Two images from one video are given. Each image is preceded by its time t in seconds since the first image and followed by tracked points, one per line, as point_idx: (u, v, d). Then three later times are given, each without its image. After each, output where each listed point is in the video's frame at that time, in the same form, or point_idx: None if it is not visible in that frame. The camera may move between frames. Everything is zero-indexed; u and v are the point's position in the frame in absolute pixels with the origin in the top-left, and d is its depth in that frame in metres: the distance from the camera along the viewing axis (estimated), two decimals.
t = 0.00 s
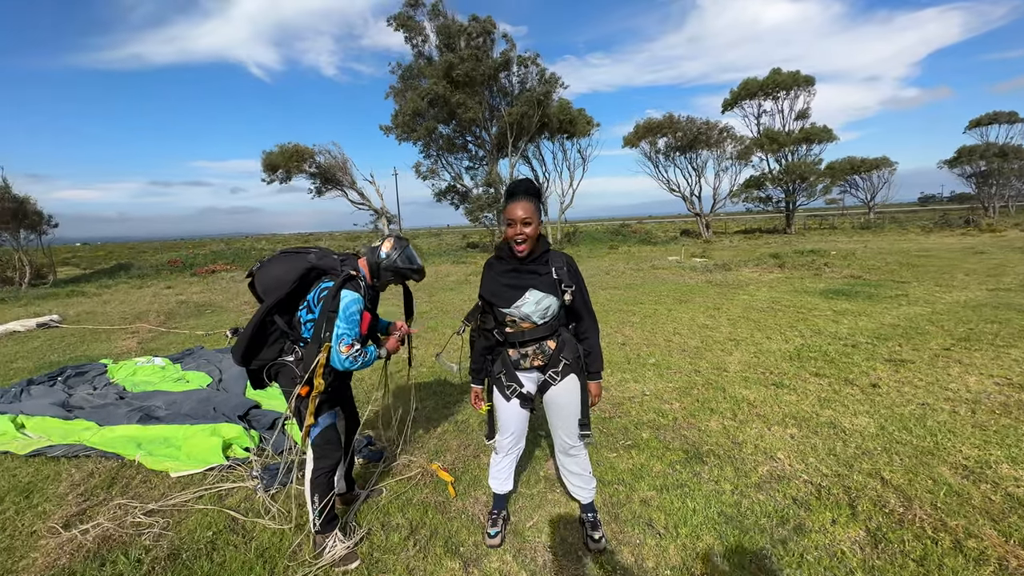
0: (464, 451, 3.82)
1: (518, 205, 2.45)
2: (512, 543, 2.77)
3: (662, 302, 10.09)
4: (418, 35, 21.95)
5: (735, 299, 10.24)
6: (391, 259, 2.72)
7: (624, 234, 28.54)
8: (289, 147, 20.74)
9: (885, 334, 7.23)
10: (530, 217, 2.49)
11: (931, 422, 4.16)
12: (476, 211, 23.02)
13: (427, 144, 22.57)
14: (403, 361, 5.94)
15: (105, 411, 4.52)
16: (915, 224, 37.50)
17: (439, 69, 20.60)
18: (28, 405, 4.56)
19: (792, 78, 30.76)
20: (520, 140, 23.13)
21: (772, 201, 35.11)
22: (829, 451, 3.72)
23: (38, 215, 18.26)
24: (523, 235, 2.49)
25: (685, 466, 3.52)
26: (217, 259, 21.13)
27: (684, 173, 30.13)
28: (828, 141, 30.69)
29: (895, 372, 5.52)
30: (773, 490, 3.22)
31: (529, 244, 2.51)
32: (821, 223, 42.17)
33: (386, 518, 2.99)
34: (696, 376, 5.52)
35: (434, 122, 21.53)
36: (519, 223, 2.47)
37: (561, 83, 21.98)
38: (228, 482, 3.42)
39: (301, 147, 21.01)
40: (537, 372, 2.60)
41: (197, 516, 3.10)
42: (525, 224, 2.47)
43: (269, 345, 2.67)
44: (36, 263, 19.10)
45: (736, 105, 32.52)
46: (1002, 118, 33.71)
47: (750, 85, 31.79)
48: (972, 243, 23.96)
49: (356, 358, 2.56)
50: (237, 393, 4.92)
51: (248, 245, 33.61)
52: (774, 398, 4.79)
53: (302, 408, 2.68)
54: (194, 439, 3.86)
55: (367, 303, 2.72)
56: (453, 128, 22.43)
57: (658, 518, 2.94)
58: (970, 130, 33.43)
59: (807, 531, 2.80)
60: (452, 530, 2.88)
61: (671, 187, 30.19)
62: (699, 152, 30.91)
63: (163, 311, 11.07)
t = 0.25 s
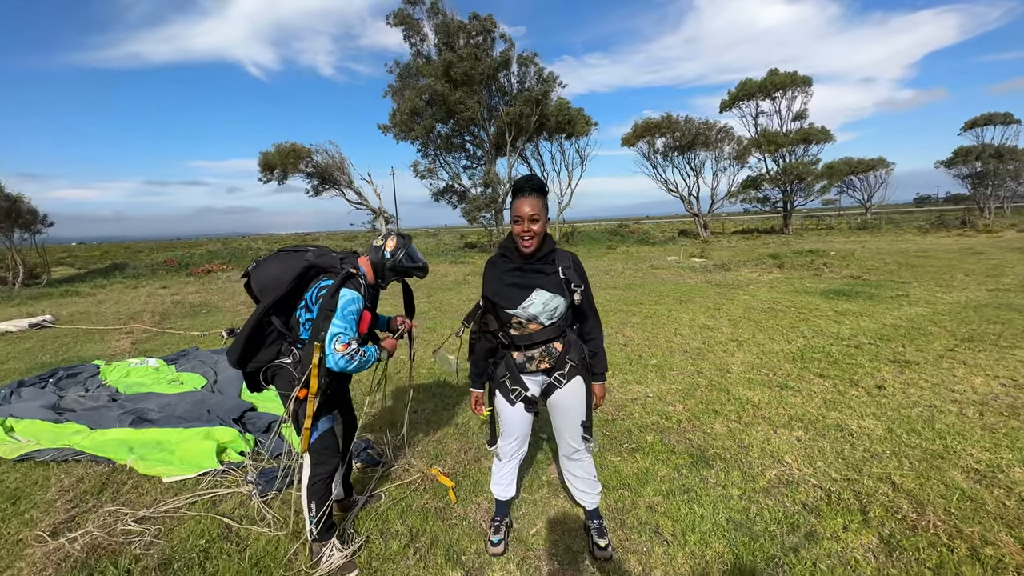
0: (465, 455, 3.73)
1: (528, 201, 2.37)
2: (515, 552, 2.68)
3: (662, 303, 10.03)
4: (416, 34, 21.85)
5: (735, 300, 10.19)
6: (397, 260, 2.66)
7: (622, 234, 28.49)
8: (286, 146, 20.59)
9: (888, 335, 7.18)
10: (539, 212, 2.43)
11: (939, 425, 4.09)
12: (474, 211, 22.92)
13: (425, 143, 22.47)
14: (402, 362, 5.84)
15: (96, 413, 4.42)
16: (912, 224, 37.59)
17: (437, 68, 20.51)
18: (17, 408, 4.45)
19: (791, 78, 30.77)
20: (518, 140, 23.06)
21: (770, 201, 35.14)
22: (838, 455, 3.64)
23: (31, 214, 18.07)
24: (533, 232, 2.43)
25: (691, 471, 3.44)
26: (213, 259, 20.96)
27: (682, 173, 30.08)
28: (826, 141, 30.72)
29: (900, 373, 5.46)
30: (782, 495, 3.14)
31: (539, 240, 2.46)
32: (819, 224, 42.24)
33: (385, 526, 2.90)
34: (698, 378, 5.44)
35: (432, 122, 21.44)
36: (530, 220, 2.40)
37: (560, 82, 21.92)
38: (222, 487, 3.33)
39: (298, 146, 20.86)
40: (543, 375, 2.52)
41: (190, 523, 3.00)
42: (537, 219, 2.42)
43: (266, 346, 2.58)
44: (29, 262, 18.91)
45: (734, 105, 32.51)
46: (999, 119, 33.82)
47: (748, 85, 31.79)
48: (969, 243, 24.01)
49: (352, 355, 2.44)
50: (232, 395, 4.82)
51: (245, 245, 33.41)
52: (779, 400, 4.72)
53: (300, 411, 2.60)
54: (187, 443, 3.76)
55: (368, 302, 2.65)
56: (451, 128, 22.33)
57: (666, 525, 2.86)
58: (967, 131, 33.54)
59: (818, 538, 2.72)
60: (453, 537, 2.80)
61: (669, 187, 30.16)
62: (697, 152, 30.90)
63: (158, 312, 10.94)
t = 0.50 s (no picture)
0: (465, 458, 3.66)
1: (533, 198, 2.32)
2: (518, 559, 2.61)
3: (661, 303, 9.99)
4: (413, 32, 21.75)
5: (733, 300, 10.16)
6: (398, 260, 2.60)
7: (619, 234, 28.48)
8: (282, 144, 20.41)
9: (887, 335, 7.16)
10: (545, 208, 2.40)
11: (942, 426, 4.06)
12: (470, 211, 22.83)
13: (421, 143, 22.37)
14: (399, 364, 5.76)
15: (86, 417, 4.31)
16: (907, 225, 37.79)
17: (434, 67, 20.42)
18: (5, 411, 4.34)
19: (786, 78, 30.86)
20: (515, 140, 23.00)
21: (765, 202, 35.24)
22: (842, 457, 3.60)
23: (22, 213, 17.84)
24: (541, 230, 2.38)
25: (695, 474, 3.39)
26: (207, 259, 20.77)
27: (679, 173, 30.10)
28: (822, 142, 30.83)
29: (901, 374, 5.43)
30: (787, 499, 3.09)
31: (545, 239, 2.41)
32: (814, 224, 42.40)
33: (383, 532, 2.83)
34: (699, 379, 5.39)
35: (429, 121, 21.34)
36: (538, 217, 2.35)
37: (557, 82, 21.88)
38: (216, 493, 3.24)
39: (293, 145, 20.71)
40: (546, 378, 2.47)
41: (182, 531, 2.92)
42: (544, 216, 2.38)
43: (261, 348, 2.50)
44: (20, 262, 18.67)
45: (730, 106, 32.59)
46: (992, 121, 34.07)
47: (744, 85, 31.86)
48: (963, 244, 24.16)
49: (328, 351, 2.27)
50: (226, 397, 4.73)
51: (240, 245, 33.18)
52: (782, 402, 4.67)
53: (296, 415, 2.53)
54: (180, 447, 3.67)
55: (366, 303, 2.58)
56: (448, 127, 22.25)
57: (671, 530, 2.81)
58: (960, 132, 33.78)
59: (826, 544, 2.67)
60: (453, 544, 2.73)
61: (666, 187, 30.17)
62: (694, 153, 30.95)
63: (151, 312, 10.80)
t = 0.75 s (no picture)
0: (464, 461, 3.61)
1: (528, 197, 2.27)
2: (520, 564, 2.57)
3: (658, 303, 9.99)
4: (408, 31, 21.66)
5: (730, 300, 10.19)
6: (394, 258, 2.53)
7: (614, 235, 28.52)
8: (276, 143, 20.23)
9: (883, 335, 7.18)
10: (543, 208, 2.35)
11: (942, 427, 4.06)
12: (466, 211, 22.77)
13: (416, 142, 22.29)
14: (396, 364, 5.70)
15: (76, 420, 4.22)
16: (898, 226, 38.14)
17: (429, 66, 20.34)
18: None
19: (779, 80, 31.06)
20: (510, 140, 22.97)
21: (759, 202, 35.43)
22: (844, 458, 3.58)
23: (10, 212, 17.57)
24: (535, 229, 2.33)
25: (697, 476, 3.35)
26: (200, 259, 20.55)
27: (673, 173, 30.19)
28: (814, 143, 31.05)
29: (899, 374, 5.44)
30: (790, 500, 3.07)
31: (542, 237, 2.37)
32: (807, 225, 42.70)
33: (383, 537, 2.78)
34: (697, 379, 5.37)
35: (424, 121, 21.25)
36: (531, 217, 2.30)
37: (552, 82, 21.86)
38: (210, 497, 3.17)
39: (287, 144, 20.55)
40: (546, 381, 2.42)
41: (175, 537, 2.85)
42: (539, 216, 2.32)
43: (254, 348, 2.44)
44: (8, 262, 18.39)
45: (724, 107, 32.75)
46: (981, 122, 34.45)
47: (738, 86, 32.02)
48: (954, 244, 24.41)
49: (301, 337, 2.17)
50: (220, 399, 4.65)
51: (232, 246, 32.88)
52: (781, 402, 4.65)
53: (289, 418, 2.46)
54: (173, 451, 3.60)
55: (360, 301, 2.51)
56: (443, 127, 22.18)
57: (675, 533, 2.77)
58: (950, 134, 34.15)
59: (831, 546, 2.65)
60: (454, 549, 2.68)
61: (661, 188, 30.24)
62: (688, 153, 31.07)
63: (142, 313, 10.65)
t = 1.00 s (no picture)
0: (465, 462, 3.58)
1: (528, 197, 2.24)
2: (525, 566, 2.55)
3: (655, 303, 10.00)
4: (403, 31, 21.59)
5: (727, 300, 10.21)
6: (396, 257, 2.50)
7: (610, 235, 28.57)
8: (271, 142, 20.10)
9: (879, 335, 7.22)
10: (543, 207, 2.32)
11: (941, 426, 4.07)
12: (462, 211, 22.72)
13: (412, 142, 22.21)
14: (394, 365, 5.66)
15: (70, 422, 4.16)
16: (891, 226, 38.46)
17: (425, 66, 20.28)
18: None
19: (773, 81, 31.24)
20: (506, 140, 22.95)
21: (754, 203, 35.61)
22: (845, 458, 3.59)
23: (1, 211, 17.36)
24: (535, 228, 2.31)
25: (700, 476, 3.34)
26: (194, 259, 20.38)
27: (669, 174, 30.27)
28: (808, 144, 31.24)
29: (897, 374, 5.46)
30: (793, 500, 3.06)
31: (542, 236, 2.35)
32: (801, 225, 42.99)
33: (385, 540, 2.75)
34: (697, 379, 5.36)
35: (420, 120, 21.19)
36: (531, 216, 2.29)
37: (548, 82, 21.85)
38: (209, 500, 3.13)
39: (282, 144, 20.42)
40: (546, 383, 2.39)
41: (173, 540, 2.81)
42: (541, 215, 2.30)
43: (253, 348, 2.39)
44: None
45: (719, 107, 32.88)
46: (973, 124, 34.79)
47: (733, 87, 32.16)
48: (946, 244, 24.68)
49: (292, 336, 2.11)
50: (217, 401, 4.60)
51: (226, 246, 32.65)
52: (781, 402, 4.66)
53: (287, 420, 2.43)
54: (170, 453, 3.55)
55: (361, 302, 2.48)
56: (439, 127, 22.12)
57: (679, 534, 2.76)
58: (942, 135, 34.48)
59: (836, 546, 2.64)
60: (457, 551, 2.65)
61: (656, 188, 30.31)
62: (683, 154, 31.18)
63: (136, 313, 10.54)
